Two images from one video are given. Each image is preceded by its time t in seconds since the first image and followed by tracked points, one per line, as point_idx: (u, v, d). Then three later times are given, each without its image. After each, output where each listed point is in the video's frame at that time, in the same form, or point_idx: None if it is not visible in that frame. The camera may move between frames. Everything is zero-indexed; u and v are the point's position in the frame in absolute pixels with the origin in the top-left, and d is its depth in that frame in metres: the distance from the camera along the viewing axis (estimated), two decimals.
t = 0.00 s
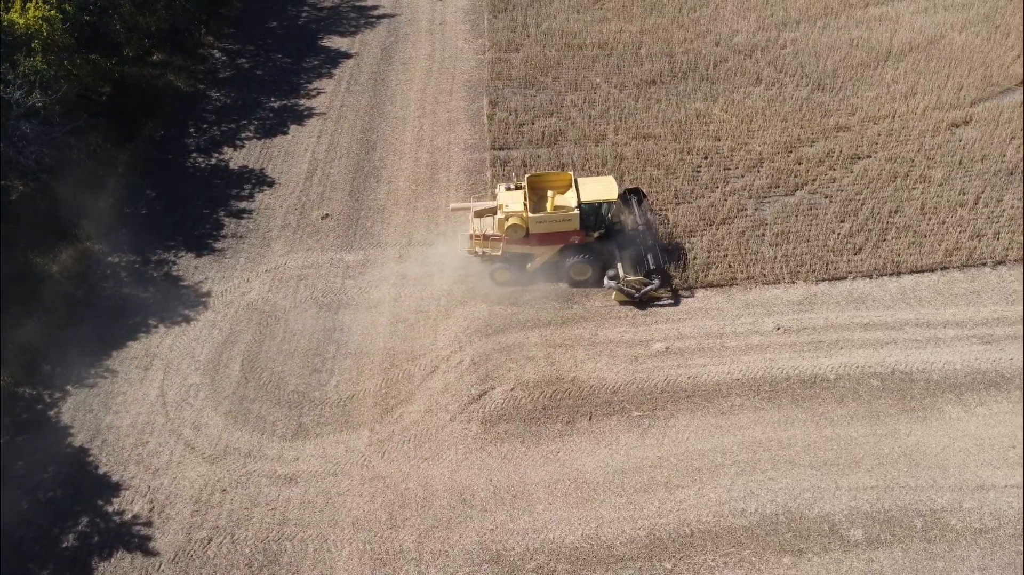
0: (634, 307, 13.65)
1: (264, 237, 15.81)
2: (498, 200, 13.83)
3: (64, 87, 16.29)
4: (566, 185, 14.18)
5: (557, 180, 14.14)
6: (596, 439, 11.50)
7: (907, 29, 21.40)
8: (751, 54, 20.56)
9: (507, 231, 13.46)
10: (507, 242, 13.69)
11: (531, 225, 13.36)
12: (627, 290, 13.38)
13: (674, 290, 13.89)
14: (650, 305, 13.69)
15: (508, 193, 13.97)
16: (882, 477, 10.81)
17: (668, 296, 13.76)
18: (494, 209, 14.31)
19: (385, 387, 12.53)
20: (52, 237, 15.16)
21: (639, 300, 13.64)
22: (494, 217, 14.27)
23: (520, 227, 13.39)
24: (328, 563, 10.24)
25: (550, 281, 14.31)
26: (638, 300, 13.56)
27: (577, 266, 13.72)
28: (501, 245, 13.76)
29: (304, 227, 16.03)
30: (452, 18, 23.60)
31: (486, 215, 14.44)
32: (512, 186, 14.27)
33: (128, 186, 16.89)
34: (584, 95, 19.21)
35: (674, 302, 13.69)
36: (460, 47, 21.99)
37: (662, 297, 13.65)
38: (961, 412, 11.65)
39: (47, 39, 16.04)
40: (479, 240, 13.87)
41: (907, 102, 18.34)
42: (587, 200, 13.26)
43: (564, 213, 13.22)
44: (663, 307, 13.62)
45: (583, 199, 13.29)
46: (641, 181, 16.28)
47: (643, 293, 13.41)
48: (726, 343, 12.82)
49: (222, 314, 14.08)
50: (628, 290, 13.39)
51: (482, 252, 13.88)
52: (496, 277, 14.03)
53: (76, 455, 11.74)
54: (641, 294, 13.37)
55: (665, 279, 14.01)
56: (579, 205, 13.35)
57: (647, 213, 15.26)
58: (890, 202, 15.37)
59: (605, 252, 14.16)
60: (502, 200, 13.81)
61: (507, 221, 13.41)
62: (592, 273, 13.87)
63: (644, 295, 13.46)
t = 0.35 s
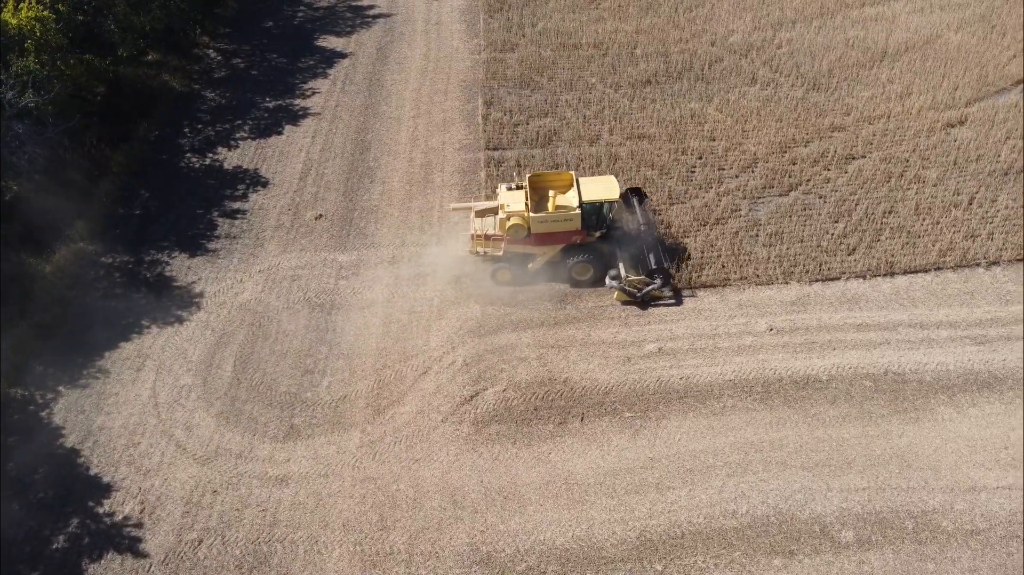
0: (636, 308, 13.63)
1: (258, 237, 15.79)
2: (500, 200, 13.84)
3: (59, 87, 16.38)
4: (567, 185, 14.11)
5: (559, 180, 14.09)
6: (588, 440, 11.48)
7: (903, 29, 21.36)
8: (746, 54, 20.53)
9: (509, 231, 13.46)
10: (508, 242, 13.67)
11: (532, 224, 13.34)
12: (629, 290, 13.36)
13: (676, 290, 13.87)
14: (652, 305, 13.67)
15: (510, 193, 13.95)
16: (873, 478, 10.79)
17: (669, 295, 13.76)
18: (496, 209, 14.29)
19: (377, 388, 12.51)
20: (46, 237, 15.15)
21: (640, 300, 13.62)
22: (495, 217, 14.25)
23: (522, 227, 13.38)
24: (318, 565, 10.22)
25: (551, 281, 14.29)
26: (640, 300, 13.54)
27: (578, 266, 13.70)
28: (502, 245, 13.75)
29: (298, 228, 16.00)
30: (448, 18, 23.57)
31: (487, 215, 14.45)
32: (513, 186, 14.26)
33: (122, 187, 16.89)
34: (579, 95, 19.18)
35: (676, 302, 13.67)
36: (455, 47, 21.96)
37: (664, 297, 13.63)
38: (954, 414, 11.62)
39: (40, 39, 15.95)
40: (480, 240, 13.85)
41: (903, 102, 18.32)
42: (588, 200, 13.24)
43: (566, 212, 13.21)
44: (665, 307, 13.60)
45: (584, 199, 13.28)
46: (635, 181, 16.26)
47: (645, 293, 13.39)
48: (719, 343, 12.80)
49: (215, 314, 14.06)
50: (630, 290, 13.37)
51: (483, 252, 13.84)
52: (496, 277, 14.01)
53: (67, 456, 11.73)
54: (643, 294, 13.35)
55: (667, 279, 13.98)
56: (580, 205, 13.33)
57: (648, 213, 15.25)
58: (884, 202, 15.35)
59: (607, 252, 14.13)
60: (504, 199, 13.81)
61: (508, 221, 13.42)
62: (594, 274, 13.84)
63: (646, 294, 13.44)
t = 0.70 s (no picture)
0: (639, 309, 13.61)
1: (252, 239, 15.78)
2: (502, 202, 13.91)
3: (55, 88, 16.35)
4: (569, 186, 14.24)
5: (560, 181, 14.19)
6: (580, 442, 11.47)
7: (900, 30, 21.33)
8: (742, 55, 20.51)
9: (511, 232, 13.44)
10: (511, 243, 13.65)
11: (535, 225, 13.36)
12: (632, 290, 13.35)
13: (677, 291, 13.86)
14: (654, 306, 13.65)
15: (512, 194, 14.07)
16: (866, 481, 10.76)
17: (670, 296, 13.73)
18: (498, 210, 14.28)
19: (369, 390, 12.50)
20: (40, 238, 15.13)
21: (643, 301, 13.62)
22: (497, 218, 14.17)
23: (524, 228, 13.42)
24: (309, 567, 10.21)
25: (553, 282, 14.27)
26: (643, 300, 13.53)
27: (581, 266, 13.67)
28: (505, 246, 13.68)
29: (292, 230, 15.98)
30: (445, 19, 23.56)
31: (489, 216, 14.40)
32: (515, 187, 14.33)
33: (117, 188, 16.86)
34: (575, 96, 19.17)
35: (678, 303, 13.66)
36: (451, 47, 21.95)
37: (667, 298, 13.62)
38: (946, 416, 11.61)
39: (35, 40, 15.91)
40: (483, 241, 13.79)
41: (898, 103, 18.30)
42: (590, 201, 13.34)
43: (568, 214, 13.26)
44: (668, 308, 13.59)
45: (586, 200, 13.38)
46: (630, 183, 16.25)
47: (648, 294, 13.38)
48: (712, 345, 12.78)
49: (208, 316, 14.05)
50: (632, 291, 13.35)
51: (485, 253, 13.78)
52: (498, 278, 14.00)
53: (59, 458, 11.71)
54: (645, 295, 13.34)
55: (669, 280, 13.97)
56: (582, 206, 13.41)
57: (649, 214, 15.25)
58: (879, 204, 15.33)
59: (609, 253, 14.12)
60: (506, 201, 13.91)
61: (511, 222, 13.47)
62: (596, 275, 13.82)
63: (649, 295, 13.43)
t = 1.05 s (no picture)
0: (642, 309, 13.59)
1: (246, 239, 15.77)
2: (505, 202, 13.97)
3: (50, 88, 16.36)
4: (571, 186, 14.28)
5: (563, 181, 14.23)
6: (572, 443, 11.46)
7: (896, 30, 21.29)
8: (739, 55, 20.48)
9: (513, 231, 13.47)
10: (513, 243, 13.65)
11: (537, 225, 13.39)
12: (634, 290, 13.34)
13: (681, 291, 13.83)
14: (657, 306, 13.64)
15: (514, 193, 14.15)
16: (857, 482, 10.75)
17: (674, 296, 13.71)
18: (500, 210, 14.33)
19: (362, 391, 12.50)
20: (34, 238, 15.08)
21: (645, 301, 13.60)
22: (499, 218, 14.21)
23: (526, 228, 13.45)
24: (299, 568, 10.20)
25: (555, 282, 14.27)
26: (645, 301, 13.52)
27: (583, 266, 13.66)
28: (507, 245, 13.69)
29: (286, 230, 15.97)
30: (441, 19, 23.53)
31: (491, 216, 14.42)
32: (517, 187, 14.41)
33: (112, 188, 16.83)
34: (570, 96, 19.15)
35: (681, 303, 13.64)
36: (447, 47, 21.93)
37: (669, 298, 13.61)
38: (939, 417, 11.59)
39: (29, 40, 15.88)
40: (485, 241, 13.85)
41: (894, 103, 18.27)
42: (593, 200, 13.38)
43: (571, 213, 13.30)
44: (670, 308, 13.57)
45: (589, 199, 13.42)
46: (625, 183, 16.24)
47: (650, 294, 13.37)
48: (705, 346, 12.78)
49: (202, 316, 14.05)
50: (635, 291, 13.34)
51: (487, 252, 13.82)
52: (501, 277, 13.99)
53: (51, 459, 11.70)
54: (648, 295, 13.33)
55: (672, 280, 13.96)
56: (585, 205, 13.44)
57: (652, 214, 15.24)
58: (874, 204, 15.31)
59: (611, 252, 14.10)
60: (509, 201, 13.97)
61: (513, 221, 13.48)
62: (598, 274, 13.81)
63: (651, 295, 13.42)
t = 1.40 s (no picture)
0: (644, 310, 13.59)
1: (240, 241, 15.78)
2: (506, 203, 13.96)
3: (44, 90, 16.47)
4: (573, 188, 14.22)
5: (564, 182, 14.19)
6: (563, 446, 11.46)
7: (892, 32, 21.29)
8: (734, 57, 20.49)
9: (514, 233, 13.42)
10: (514, 245, 13.62)
11: (538, 227, 13.31)
12: (636, 291, 13.36)
13: (683, 292, 13.82)
14: (659, 307, 13.63)
15: (516, 195, 14.16)
16: (848, 486, 10.74)
17: (676, 297, 13.68)
18: (501, 211, 14.35)
19: (355, 393, 12.50)
20: (29, 240, 15.24)
21: (647, 302, 13.59)
22: (501, 220, 14.22)
23: (527, 230, 13.37)
24: (290, 571, 10.20)
25: (557, 284, 14.27)
26: (647, 302, 13.51)
27: (585, 268, 13.64)
28: (508, 247, 13.66)
29: (281, 232, 15.98)
30: (437, 20, 23.55)
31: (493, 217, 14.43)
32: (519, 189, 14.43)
33: (107, 190, 16.83)
34: (566, 98, 19.16)
35: (683, 305, 13.63)
36: (443, 49, 21.94)
37: (670, 299, 13.61)
38: (931, 420, 11.58)
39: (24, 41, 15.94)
40: (486, 242, 13.82)
41: (890, 105, 18.26)
42: (594, 201, 13.27)
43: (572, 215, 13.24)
44: (672, 309, 13.56)
45: (590, 200, 13.31)
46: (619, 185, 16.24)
47: (652, 295, 13.38)
48: (697, 349, 12.78)
49: (195, 318, 14.05)
50: (637, 292, 13.36)
51: (489, 254, 13.77)
52: (502, 280, 14.00)
53: (43, 461, 11.71)
54: (650, 296, 13.33)
55: (674, 281, 13.94)
56: (586, 207, 13.36)
57: (653, 215, 15.21)
58: (867, 206, 15.31)
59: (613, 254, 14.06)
60: (510, 203, 13.95)
61: (514, 223, 13.40)
62: (600, 276, 13.79)
63: (653, 296, 13.43)
